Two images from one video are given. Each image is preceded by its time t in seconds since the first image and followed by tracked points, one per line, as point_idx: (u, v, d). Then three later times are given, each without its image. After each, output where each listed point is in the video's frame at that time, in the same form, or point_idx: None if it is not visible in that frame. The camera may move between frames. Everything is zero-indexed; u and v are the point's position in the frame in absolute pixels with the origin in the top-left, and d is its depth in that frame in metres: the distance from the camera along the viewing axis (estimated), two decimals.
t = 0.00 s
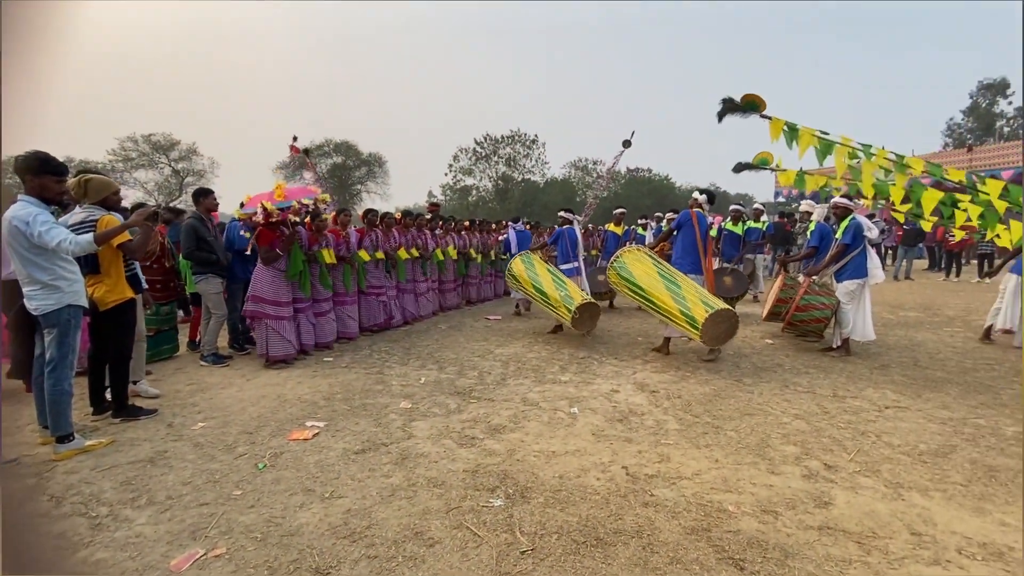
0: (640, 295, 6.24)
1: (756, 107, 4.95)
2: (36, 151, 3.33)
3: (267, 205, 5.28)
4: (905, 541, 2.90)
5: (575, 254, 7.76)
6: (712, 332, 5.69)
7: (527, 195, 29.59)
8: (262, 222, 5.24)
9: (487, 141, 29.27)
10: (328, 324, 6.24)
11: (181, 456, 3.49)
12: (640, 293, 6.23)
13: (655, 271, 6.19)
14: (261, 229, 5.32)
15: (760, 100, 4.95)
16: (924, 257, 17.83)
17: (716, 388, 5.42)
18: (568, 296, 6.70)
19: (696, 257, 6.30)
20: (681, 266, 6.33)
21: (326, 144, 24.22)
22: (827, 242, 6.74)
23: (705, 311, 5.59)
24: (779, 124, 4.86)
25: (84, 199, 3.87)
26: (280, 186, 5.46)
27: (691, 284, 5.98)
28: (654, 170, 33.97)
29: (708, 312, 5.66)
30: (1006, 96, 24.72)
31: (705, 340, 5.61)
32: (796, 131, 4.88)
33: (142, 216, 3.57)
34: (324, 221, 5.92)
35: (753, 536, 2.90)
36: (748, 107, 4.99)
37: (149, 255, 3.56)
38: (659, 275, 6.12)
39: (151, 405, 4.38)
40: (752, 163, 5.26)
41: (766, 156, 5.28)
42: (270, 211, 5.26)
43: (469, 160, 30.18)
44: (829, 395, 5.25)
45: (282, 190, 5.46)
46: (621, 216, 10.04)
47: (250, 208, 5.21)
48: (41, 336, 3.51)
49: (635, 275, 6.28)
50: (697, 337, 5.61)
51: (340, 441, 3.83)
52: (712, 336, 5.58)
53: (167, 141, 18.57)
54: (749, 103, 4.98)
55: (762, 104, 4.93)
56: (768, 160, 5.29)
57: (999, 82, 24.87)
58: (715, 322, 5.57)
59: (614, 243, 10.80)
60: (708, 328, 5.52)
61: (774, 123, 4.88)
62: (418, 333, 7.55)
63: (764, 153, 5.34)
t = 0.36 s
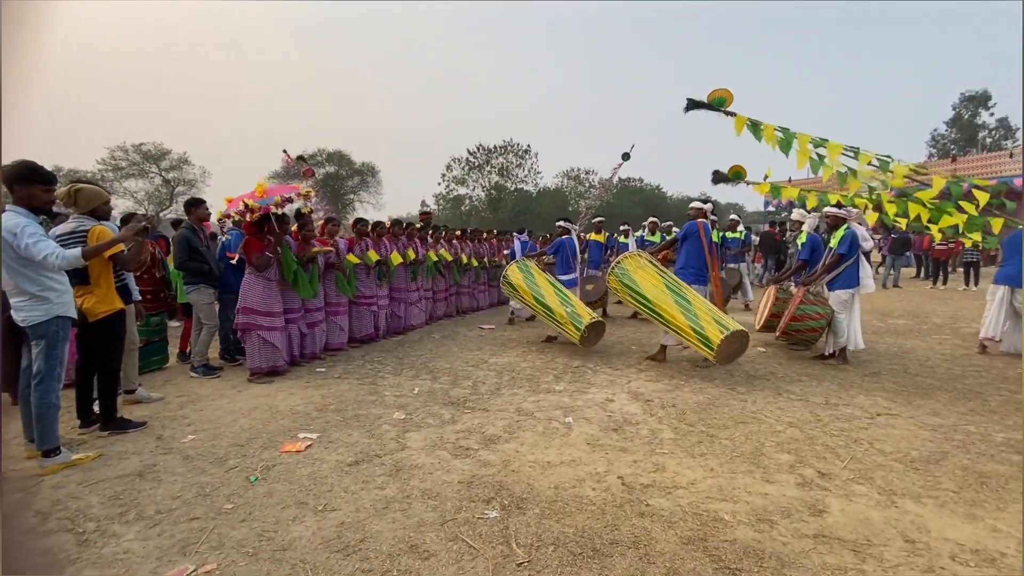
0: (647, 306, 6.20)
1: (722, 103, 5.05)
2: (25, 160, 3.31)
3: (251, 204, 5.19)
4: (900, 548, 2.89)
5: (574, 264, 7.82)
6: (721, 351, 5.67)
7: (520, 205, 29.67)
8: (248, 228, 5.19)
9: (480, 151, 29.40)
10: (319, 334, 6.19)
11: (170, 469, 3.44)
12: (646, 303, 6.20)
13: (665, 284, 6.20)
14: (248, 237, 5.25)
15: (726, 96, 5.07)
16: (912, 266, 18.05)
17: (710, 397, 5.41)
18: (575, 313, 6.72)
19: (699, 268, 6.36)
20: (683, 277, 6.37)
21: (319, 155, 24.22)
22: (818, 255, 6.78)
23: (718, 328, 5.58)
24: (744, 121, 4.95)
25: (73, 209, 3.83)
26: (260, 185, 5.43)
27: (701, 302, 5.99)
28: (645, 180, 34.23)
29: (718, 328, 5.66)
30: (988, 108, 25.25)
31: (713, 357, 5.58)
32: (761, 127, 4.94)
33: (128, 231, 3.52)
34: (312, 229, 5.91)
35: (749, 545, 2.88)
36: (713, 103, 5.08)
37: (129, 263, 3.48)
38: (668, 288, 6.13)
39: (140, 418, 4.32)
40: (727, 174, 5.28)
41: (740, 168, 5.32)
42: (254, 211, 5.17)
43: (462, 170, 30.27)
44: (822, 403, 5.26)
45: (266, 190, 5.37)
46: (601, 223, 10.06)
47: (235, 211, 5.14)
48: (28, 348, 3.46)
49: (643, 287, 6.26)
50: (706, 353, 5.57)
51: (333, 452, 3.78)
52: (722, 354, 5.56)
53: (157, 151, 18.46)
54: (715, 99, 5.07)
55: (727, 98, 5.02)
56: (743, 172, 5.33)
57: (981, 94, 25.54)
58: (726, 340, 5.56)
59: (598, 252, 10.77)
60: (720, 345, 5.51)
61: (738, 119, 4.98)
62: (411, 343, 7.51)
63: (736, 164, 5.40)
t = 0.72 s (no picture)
0: (653, 312, 6.16)
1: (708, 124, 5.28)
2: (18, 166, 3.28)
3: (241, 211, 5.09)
4: (898, 554, 2.88)
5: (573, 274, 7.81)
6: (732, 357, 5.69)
7: (515, 212, 29.73)
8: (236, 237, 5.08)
9: (475, 159, 29.49)
10: (306, 344, 6.13)
11: (163, 480, 3.38)
12: (652, 309, 6.16)
13: (669, 288, 6.19)
14: (236, 245, 5.15)
15: (711, 116, 5.27)
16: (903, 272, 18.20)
17: (707, 403, 5.39)
18: (580, 324, 6.69)
19: (703, 275, 6.36)
20: (687, 283, 6.34)
21: (314, 162, 24.23)
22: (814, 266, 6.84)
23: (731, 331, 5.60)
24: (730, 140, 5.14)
25: (67, 215, 3.80)
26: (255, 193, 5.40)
27: (709, 306, 5.99)
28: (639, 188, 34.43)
29: (730, 332, 5.67)
30: (975, 117, 25.61)
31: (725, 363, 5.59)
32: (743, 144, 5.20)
33: (122, 250, 3.53)
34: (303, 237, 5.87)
35: (748, 552, 2.86)
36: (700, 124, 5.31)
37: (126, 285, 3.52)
38: (675, 294, 6.10)
39: (133, 428, 4.26)
40: (722, 175, 5.31)
41: (734, 166, 5.35)
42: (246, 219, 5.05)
43: (457, 178, 30.32)
44: (819, 409, 5.25)
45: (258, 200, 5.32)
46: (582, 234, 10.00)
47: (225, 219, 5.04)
48: (19, 356, 3.42)
49: (647, 292, 6.26)
50: (718, 359, 5.57)
51: (329, 461, 3.75)
52: (735, 359, 5.57)
53: (151, 158, 18.39)
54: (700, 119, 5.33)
55: (712, 119, 5.29)
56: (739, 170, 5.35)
57: (968, 104, 25.96)
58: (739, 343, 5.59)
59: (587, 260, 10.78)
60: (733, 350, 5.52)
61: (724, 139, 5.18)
62: (406, 350, 7.46)
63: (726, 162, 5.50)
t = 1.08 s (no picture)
0: (646, 316, 6.15)
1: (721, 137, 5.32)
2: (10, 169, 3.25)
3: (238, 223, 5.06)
4: (890, 557, 2.88)
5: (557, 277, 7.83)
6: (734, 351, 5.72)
7: (509, 218, 29.77)
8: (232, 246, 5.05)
9: (470, 165, 29.54)
10: (301, 347, 6.10)
11: (153, 487, 3.35)
12: (644, 313, 6.14)
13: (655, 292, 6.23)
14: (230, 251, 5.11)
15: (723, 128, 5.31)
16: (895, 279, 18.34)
17: (701, 408, 5.39)
18: (573, 321, 6.68)
19: (684, 276, 6.41)
20: (671, 287, 6.36)
21: (309, 167, 24.19)
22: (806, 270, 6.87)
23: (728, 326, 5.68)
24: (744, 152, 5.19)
25: (59, 219, 3.77)
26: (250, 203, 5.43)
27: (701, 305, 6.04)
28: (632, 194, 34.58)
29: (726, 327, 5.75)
30: (963, 124, 25.89)
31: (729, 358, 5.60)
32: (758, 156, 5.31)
33: (111, 264, 3.52)
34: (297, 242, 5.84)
35: (742, 557, 2.85)
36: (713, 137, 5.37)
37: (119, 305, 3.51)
38: (666, 296, 6.12)
39: (122, 434, 4.22)
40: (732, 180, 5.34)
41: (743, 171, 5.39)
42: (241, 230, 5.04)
43: (452, 183, 30.34)
44: (812, 413, 5.26)
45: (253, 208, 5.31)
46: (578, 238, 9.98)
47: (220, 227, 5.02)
48: (7, 361, 3.39)
49: (633, 299, 6.26)
50: (722, 354, 5.57)
51: (321, 467, 3.72)
52: (737, 353, 5.60)
53: (144, 163, 18.30)
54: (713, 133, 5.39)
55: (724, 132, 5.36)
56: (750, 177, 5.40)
57: (956, 112, 26.28)
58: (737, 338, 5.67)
59: (579, 264, 10.80)
60: (734, 344, 5.55)
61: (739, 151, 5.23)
62: (400, 356, 7.43)
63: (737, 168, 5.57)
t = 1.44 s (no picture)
0: (637, 322, 6.15)
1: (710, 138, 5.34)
2: None
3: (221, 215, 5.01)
4: (878, 556, 2.89)
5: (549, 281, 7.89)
6: (724, 359, 5.81)
7: (502, 221, 29.78)
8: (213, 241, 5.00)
9: (463, 167, 29.54)
10: (288, 350, 6.05)
11: (137, 490, 3.31)
12: (635, 320, 6.14)
13: (646, 298, 6.19)
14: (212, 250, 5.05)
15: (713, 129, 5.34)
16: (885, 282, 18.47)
17: (691, 408, 5.40)
18: (571, 328, 6.69)
19: (672, 281, 6.42)
20: (660, 293, 6.35)
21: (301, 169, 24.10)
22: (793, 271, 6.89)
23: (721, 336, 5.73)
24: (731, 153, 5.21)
25: (45, 219, 3.72)
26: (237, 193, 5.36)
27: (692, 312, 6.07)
28: (625, 198, 34.68)
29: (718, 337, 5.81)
30: (950, 129, 26.20)
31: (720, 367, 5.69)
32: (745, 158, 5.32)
33: (95, 266, 3.47)
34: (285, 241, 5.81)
35: (731, 557, 2.85)
36: (701, 138, 5.39)
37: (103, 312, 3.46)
38: (657, 303, 6.10)
39: (107, 437, 4.17)
40: (716, 184, 5.35)
41: (729, 176, 5.39)
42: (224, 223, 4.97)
43: (445, 186, 30.32)
44: (801, 414, 5.28)
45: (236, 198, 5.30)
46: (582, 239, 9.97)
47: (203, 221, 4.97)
48: None
49: (625, 305, 6.24)
50: (713, 363, 5.64)
51: (309, 470, 3.69)
52: (728, 362, 5.68)
53: (133, 164, 18.13)
54: (702, 134, 5.38)
55: (713, 135, 5.37)
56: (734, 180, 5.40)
57: (943, 117, 26.61)
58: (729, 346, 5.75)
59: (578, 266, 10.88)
60: (726, 354, 5.63)
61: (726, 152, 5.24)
62: (391, 358, 7.40)
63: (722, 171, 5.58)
